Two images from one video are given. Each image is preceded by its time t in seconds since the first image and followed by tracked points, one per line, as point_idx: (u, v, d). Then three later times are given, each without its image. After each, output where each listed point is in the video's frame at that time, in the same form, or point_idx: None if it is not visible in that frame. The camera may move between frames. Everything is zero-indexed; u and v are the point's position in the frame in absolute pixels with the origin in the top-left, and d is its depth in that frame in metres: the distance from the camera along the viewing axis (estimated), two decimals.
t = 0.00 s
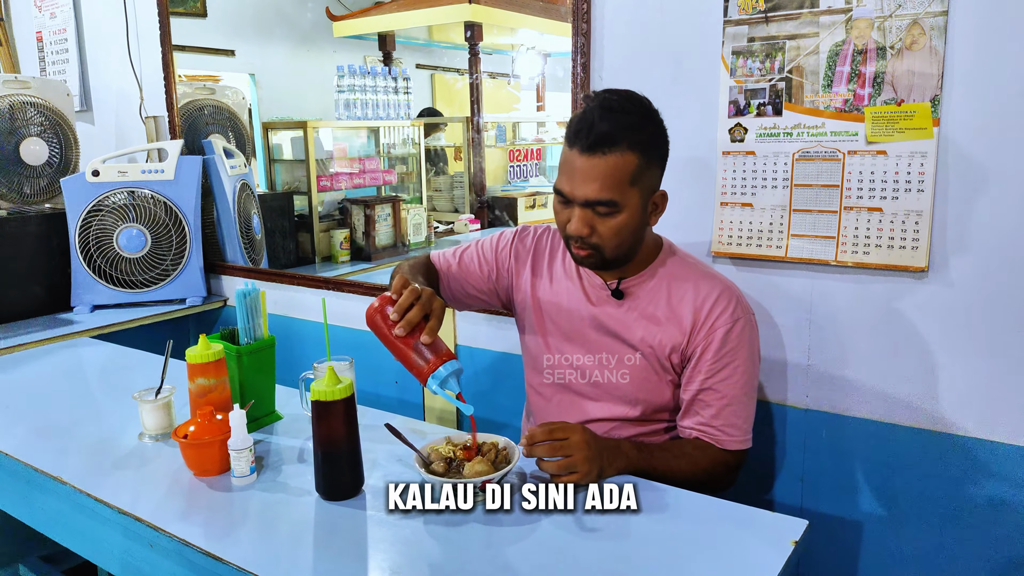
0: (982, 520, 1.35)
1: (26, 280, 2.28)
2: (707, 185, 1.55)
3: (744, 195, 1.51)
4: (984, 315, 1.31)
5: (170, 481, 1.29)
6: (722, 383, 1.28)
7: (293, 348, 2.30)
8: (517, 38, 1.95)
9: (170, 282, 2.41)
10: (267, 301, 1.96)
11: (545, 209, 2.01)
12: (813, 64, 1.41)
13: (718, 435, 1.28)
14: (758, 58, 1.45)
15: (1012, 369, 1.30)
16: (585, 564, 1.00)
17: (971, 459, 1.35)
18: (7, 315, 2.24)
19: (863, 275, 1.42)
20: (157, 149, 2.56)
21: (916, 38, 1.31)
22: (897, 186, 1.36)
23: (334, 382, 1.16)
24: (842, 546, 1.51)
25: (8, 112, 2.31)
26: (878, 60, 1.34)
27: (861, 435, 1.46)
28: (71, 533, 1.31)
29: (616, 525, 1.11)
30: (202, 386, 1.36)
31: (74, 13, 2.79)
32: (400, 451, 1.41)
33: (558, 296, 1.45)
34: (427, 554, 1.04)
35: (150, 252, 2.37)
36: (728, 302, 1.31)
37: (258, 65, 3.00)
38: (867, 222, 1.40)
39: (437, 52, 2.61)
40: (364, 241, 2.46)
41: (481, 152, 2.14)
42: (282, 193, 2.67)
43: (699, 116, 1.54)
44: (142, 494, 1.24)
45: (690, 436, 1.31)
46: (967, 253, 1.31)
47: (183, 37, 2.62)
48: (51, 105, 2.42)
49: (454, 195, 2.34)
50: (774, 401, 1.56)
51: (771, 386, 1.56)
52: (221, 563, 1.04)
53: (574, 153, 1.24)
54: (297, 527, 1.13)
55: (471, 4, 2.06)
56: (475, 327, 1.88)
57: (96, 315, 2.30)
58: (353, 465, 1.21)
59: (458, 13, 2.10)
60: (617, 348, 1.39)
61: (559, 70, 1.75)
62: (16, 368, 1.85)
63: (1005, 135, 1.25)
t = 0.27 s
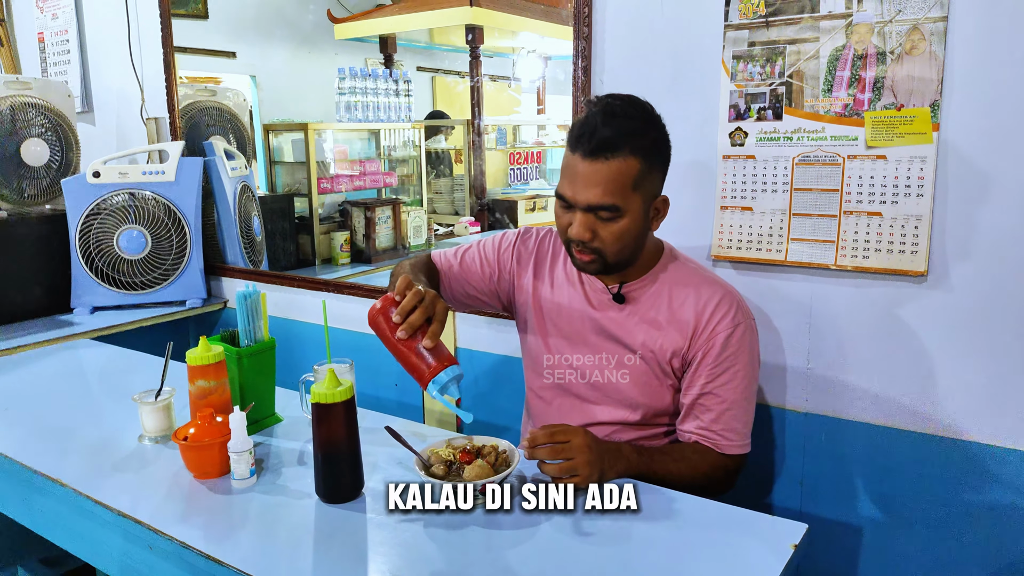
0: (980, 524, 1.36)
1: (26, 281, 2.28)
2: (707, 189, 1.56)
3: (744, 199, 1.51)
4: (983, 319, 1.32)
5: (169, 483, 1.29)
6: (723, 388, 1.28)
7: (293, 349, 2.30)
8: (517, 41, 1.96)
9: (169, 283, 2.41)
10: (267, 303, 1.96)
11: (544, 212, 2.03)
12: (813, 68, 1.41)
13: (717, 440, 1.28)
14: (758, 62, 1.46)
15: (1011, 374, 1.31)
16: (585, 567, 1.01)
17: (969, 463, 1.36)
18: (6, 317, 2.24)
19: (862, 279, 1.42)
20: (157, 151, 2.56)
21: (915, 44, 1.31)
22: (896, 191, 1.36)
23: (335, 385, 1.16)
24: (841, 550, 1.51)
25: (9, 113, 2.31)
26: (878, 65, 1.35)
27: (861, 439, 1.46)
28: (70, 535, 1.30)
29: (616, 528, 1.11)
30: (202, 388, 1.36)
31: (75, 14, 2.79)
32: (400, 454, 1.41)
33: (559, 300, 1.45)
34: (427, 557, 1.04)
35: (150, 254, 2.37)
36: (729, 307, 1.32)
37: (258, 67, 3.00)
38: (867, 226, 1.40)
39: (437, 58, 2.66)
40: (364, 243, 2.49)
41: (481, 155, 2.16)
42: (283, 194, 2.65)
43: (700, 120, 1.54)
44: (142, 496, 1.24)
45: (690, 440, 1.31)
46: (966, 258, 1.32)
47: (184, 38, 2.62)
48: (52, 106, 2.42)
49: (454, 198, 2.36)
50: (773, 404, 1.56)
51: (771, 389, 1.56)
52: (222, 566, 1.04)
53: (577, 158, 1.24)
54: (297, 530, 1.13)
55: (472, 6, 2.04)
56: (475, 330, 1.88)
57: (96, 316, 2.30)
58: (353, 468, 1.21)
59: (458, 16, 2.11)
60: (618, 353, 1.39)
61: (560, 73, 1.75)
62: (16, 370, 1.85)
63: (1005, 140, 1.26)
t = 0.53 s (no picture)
0: (981, 525, 1.35)
1: (27, 284, 2.28)
2: (707, 190, 1.56)
3: (743, 201, 1.51)
4: (983, 320, 1.32)
5: (170, 486, 1.29)
6: (723, 390, 1.28)
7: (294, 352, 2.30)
8: (516, 44, 1.96)
9: (170, 286, 2.42)
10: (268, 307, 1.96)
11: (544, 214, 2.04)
12: (812, 69, 1.41)
13: (718, 442, 1.28)
14: (757, 64, 1.45)
15: (1011, 375, 1.31)
16: (585, 569, 1.01)
17: (970, 464, 1.36)
18: (7, 320, 2.24)
19: (862, 280, 1.42)
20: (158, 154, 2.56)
21: (914, 44, 1.31)
22: (896, 192, 1.36)
23: (334, 387, 1.16)
24: (842, 551, 1.51)
25: (10, 118, 2.31)
26: (877, 66, 1.35)
27: (861, 440, 1.46)
28: (70, 537, 1.31)
29: (616, 530, 1.11)
30: (202, 391, 1.36)
31: (76, 18, 2.79)
32: (400, 456, 1.41)
33: (559, 303, 1.45)
34: (427, 559, 1.04)
35: (150, 257, 2.38)
36: (730, 309, 1.32)
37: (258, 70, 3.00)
38: (867, 227, 1.40)
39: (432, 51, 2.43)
40: (364, 246, 2.51)
41: (481, 157, 2.14)
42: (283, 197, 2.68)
43: (699, 122, 1.54)
44: (142, 498, 1.24)
45: (690, 443, 1.31)
46: (967, 258, 1.32)
47: (184, 42, 2.62)
48: (51, 110, 2.42)
49: (453, 200, 2.31)
50: (774, 405, 1.56)
51: (771, 391, 1.56)
52: (221, 568, 1.04)
53: (574, 161, 1.25)
54: (296, 531, 1.14)
55: (472, 10, 2.07)
56: (475, 332, 1.88)
57: (97, 319, 2.30)
58: (353, 470, 1.21)
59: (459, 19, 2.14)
60: (618, 356, 1.39)
61: (559, 75, 1.76)
62: (16, 373, 1.85)
63: (1005, 141, 1.25)
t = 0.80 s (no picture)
0: (979, 528, 1.36)
1: (25, 288, 2.28)
2: (706, 194, 1.56)
3: (742, 204, 1.52)
4: (981, 323, 1.32)
5: (169, 489, 1.29)
6: (721, 392, 1.28)
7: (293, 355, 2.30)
8: (516, 47, 1.96)
9: (169, 290, 2.42)
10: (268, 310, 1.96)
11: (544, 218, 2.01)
12: (811, 73, 1.41)
13: (717, 444, 1.28)
14: (756, 67, 1.46)
15: (1009, 378, 1.31)
16: (585, 572, 1.01)
17: (968, 467, 1.36)
18: (6, 323, 2.24)
19: (860, 283, 1.42)
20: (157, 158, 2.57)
21: (912, 49, 1.32)
22: (894, 195, 1.36)
23: (334, 391, 1.18)
24: (841, 555, 1.51)
25: (10, 121, 2.31)
26: (875, 69, 1.35)
27: (860, 443, 1.46)
28: (69, 541, 1.30)
29: (615, 533, 1.11)
30: (202, 394, 1.37)
31: (75, 22, 2.79)
32: (400, 459, 1.41)
33: (556, 306, 1.45)
34: (426, 563, 1.04)
35: (149, 261, 2.37)
36: (727, 311, 1.32)
37: (258, 74, 3.01)
38: (865, 231, 1.41)
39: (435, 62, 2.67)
40: (364, 250, 2.49)
41: (480, 161, 2.15)
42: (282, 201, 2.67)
43: (698, 125, 1.55)
44: (142, 502, 1.24)
45: (690, 445, 1.31)
46: (965, 261, 1.32)
47: (184, 45, 2.62)
48: (51, 114, 2.42)
49: (453, 203, 2.35)
50: (773, 408, 1.56)
51: (771, 394, 1.56)
52: (220, 572, 1.04)
53: (567, 163, 1.25)
54: (296, 535, 1.14)
55: (472, 13, 2.05)
56: (474, 335, 1.88)
57: (96, 323, 2.30)
58: (352, 474, 1.21)
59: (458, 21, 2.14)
60: (616, 359, 1.39)
61: (558, 78, 1.76)
62: (16, 377, 1.85)
63: (1002, 145, 1.26)
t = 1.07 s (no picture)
0: (978, 531, 1.36)
1: (25, 290, 2.28)
2: (705, 197, 1.56)
3: (742, 206, 1.52)
4: (979, 325, 1.32)
5: (168, 491, 1.29)
6: (721, 393, 1.29)
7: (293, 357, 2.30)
8: (515, 49, 1.96)
9: (169, 292, 2.41)
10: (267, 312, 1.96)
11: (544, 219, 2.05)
12: (810, 76, 1.42)
13: (717, 445, 1.28)
14: (755, 70, 1.46)
15: (1007, 380, 1.31)
16: (585, 574, 1.01)
17: (968, 470, 1.36)
18: (5, 325, 2.24)
19: (859, 286, 1.43)
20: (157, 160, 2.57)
21: (911, 51, 1.32)
22: (893, 198, 1.37)
23: (334, 392, 1.18)
24: (840, 557, 1.51)
25: (10, 123, 2.31)
26: (874, 72, 1.35)
27: (859, 445, 1.46)
28: (68, 542, 1.30)
29: (614, 534, 1.11)
30: (201, 396, 1.37)
31: (76, 24, 2.80)
32: (399, 461, 1.41)
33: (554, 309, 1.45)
34: (425, 564, 1.04)
35: (148, 263, 2.37)
36: (725, 312, 1.33)
37: (258, 76, 3.01)
38: (864, 233, 1.41)
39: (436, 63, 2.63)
40: (362, 251, 2.51)
41: (480, 163, 2.15)
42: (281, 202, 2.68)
43: (697, 128, 1.55)
44: (141, 504, 1.24)
45: (690, 446, 1.31)
46: (963, 264, 1.32)
47: (184, 47, 2.62)
48: (51, 116, 2.42)
49: (452, 206, 2.33)
50: (771, 411, 1.56)
51: (770, 396, 1.56)
52: (219, 573, 1.04)
53: (564, 160, 1.28)
54: (295, 537, 1.14)
55: (472, 15, 2.09)
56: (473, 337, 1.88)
57: (95, 324, 2.30)
58: (351, 476, 1.21)
59: (458, 23, 2.14)
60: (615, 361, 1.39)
61: (558, 80, 1.76)
62: (14, 378, 1.85)
63: (1001, 148, 1.26)
